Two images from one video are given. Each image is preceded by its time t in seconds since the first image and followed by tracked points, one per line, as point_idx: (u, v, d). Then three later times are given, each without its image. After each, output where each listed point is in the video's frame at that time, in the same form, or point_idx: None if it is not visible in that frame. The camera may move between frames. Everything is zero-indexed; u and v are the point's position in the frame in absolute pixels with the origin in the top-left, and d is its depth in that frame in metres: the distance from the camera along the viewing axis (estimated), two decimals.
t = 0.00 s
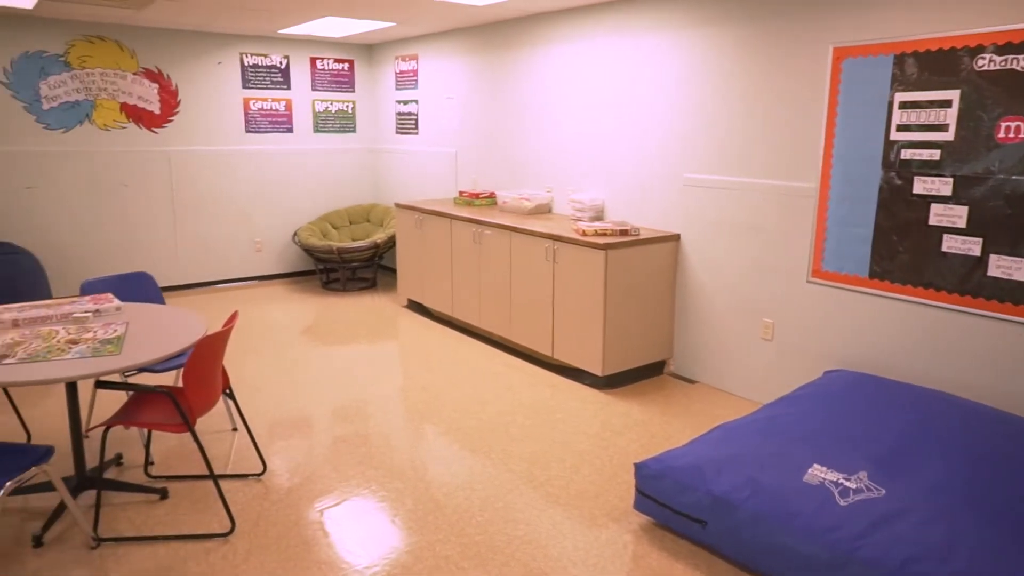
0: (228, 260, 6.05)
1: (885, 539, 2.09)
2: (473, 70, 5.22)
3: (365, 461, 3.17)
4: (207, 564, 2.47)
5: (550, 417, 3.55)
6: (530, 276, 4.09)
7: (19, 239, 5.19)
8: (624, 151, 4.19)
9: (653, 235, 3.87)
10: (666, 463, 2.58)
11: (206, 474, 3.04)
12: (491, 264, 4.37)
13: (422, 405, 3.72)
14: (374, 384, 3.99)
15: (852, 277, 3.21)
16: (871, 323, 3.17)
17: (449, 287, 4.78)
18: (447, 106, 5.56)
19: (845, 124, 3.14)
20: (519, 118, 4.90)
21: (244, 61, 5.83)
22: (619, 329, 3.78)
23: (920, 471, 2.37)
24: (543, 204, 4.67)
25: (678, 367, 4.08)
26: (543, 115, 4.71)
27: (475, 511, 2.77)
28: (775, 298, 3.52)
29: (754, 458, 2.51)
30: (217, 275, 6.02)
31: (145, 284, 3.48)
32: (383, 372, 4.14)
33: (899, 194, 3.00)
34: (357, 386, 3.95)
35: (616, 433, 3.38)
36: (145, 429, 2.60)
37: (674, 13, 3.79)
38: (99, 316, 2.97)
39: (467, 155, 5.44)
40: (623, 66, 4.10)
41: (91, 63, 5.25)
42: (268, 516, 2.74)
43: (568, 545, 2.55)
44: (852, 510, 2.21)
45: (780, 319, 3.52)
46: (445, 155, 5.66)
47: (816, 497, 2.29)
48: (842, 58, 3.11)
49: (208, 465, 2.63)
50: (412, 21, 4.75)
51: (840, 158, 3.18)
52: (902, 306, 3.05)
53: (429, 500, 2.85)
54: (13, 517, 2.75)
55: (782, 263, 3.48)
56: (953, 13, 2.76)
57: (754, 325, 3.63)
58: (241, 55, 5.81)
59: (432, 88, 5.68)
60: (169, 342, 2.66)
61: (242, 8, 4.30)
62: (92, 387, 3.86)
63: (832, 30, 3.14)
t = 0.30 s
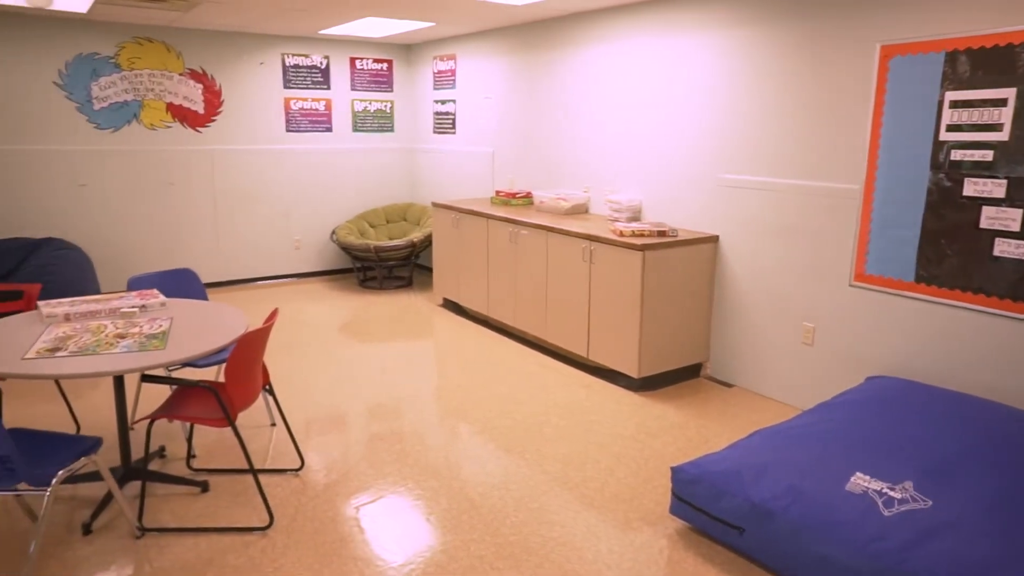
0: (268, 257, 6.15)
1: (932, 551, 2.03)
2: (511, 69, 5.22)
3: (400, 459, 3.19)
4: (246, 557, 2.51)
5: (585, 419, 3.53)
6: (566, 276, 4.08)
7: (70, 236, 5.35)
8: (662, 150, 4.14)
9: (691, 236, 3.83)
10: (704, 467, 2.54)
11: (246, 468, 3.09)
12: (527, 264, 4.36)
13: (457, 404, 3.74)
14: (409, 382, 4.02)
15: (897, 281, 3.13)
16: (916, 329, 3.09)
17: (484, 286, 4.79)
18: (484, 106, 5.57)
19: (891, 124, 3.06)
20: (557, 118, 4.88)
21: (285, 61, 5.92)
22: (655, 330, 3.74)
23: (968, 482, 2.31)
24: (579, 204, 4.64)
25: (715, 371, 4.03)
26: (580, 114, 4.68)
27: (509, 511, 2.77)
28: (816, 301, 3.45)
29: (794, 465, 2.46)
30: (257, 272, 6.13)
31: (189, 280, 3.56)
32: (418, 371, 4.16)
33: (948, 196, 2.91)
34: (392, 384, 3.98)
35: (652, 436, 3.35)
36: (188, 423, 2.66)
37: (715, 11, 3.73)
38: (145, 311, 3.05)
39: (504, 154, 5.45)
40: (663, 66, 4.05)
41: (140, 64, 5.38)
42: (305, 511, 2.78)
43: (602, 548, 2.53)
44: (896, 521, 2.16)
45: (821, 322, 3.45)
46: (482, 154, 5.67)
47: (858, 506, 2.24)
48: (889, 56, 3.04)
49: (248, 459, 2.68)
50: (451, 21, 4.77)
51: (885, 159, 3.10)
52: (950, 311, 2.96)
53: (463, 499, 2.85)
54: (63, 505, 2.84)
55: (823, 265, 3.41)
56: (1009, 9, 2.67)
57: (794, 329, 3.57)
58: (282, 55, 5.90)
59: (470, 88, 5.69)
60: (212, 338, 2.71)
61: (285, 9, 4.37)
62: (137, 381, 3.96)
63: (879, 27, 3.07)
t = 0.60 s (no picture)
0: (309, 255, 6.24)
1: (985, 568, 1.96)
2: (551, 68, 5.20)
3: (437, 457, 3.21)
4: (287, 551, 2.55)
5: (622, 421, 3.51)
6: (604, 277, 4.05)
7: (120, 232, 5.51)
8: (703, 150, 4.09)
9: (732, 237, 3.77)
10: (744, 473, 2.50)
11: (286, 463, 3.15)
12: (564, 264, 4.35)
13: (493, 403, 3.75)
14: (446, 381, 4.04)
15: (947, 285, 3.03)
16: (967, 335, 2.99)
17: (521, 286, 4.79)
18: (523, 105, 5.56)
19: (944, 123, 2.97)
20: (596, 117, 4.85)
21: (327, 61, 6.00)
22: (694, 333, 3.70)
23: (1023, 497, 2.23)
24: (618, 205, 4.61)
25: (755, 374, 3.96)
26: (620, 114, 4.65)
27: (545, 512, 2.77)
28: (861, 305, 3.37)
29: (838, 474, 2.41)
30: (298, 270, 6.23)
31: (233, 277, 3.63)
32: (455, 370, 4.19)
33: (1003, 198, 2.81)
34: (429, 383, 4.01)
35: (689, 439, 3.31)
36: (231, 417, 2.71)
37: (760, 9, 3.66)
38: (190, 307, 3.12)
39: (543, 154, 5.44)
40: (705, 64, 4.00)
41: (188, 65, 5.51)
42: (343, 507, 2.82)
43: (639, 552, 2.51)
44: (947, 535, 2.09)
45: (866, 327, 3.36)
46: (520, 154, 5.67)
47: (906, 517, 2.18)
48: (942, 52, 2.94)
49: (289, 454, 2.72)
50: (492, 21, 4.78)
51: (937, 160, 3.01)
52: (1004, 318, 2.86)
53: (499, 499, 2.86)
54: (113, 494, 2.93)
55: (869, 268, 3.32)
56: None
57: (838, 333, 3.49)
58: (325, 55, 5.98)
59: (509, 87, 5.70)
60: (254, 334, 2.76)
61: (329, 10, 4.42)
62: (183, 375, 4.06)
63: (932, 23, 2.98)
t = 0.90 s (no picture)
0: (351, 252, 6.32)
1: None
2: (593, 67, 5.17)
3: (476, 457, 3.22)
4: (328, 546, 2.59)
5: (662, 424, 3.48)
6: (645, 278, 4.02)
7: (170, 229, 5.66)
8: (749, 150, 4.01)
9: (777, 239, 3.70)
10: (789, 481, 2.45)
11: (328, 459, 3.19)
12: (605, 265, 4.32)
13: (532, 404, 3.75)
14: (485, 380, 4.05)
15: (1005, 291, 2.93)
16: None
17: (561, 286, 4.78)
18: (565, 104, 5.54)
19: (1005, 122, 2.86)
20: (639, 116, 4.81)
21: (371, 61, 6.06)
22: (737, 336, 3.64)
23: None
24: (660, 205, 4.56)
25: (799, 379, 3.88)
26: (664, 113, 4.59)
27: (583, 515, 2.75)
28: (912, 310, 3.27)
29: (888, 484, 2.35)
30: (340, 267, 6.31)
31: (278, 274, 3.70)
32: (494, 369, 4.19)
33: None
34: (468, 382, 4.03)
35: (731, 445, 3.26)
36: (275, 412, 2.76)
37: (810, 5, 3.58)
38: (237, 303, 3.19)
39: (584, 154, 5.41)
40: (752, 63, 3.92)
41: (237, 66, 5.62)
42: (383, 504, 2.85)
43: (679, 558, 2.49)
44: (1006, 552, 2.03)
45: (917, 333, 3.27)
46: (561, 153, 5.65)
47: (961, 532, 2.11)
48: (1005, 47, 2.83)
49: (330, 451, 2.76)
50: (535, 19, 4.77)
51: (997, 160, 2.91)
52: None
53: (538, 500, 2.86)
54: (162, 485, 3.02)
55: (922, 272, 3.22)
56: None
57: (887, 339, 3.39)
58: (369, 55, 6.04)
59: (551, 86, 5.68)
60: (299, 331, 2.81)
61: (374, 9, 4.46)
62: (229, 370, 4.15)
63: (994, 18, 2.87)
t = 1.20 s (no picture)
0: (395, 251, 6.38)
1: None
2: (639, 66, 5.12)
3: (517, 458, 3.22)
4: (370, 543, 2.62)
5: (706, 429, 3.42)
6: (690, 280, 3.96)
7: (219, 226, 5.79)
8: (798, 150, 3.92)
9: (828, 241, 3.61)
10: (839, 491, 2.39)
11: (370, 456, 3.23)
12: (649, 266, 4.27)
13: (574, 405, 3.73)
14: (526, 381, 4.04)
15: None
16: None
17: (604, 287, 4.74)
18: (610, 103, 5.50)
19: None
20: (686, 115, 4.74)
21: (417, 61, 6.10)
22: (785, 340, 3.56)
23: None
24: (705, 205, 4.49)
25: (849, 386, 3.78)
26: (711, 111, 4.52)
27: (626, 519, 2.73)
28: (971, 315, 3.16)
29: (944, 498, 2.27)
30: (384, 266, 6.37)
31: (324, 272, 3.75)
32: (535, 370, 4.19)
33: None
34: (510, 382, 4.02)
35: (778, 452, 3.19)
36: (321, 409, 2.80)
37: None
38: (285, 300, 3.25)
39: (628, 153, 5.36)
40: (804, 61, 3.83)
41: (286, 66, 5.72)
42: (424, 503, 2.87)
43: (723, 566, 2.44)
44: None
45: (976, 340, 3.15)
46: (605, 152, 5.61)
47: None
48: None
49: (374, 448, 2.79)
50: (581, 18, 4.75)
51: None
52: None
53: (579, 503, 2.84)
54: (210, 477, 3.09)
55: (982, 276, 3.10)
56: None
57: (944, 345, 3.28)
58: (414, 55, 6.08)
59: (596, 84, 5.64)
60: (345, 329, 2.84)
61: (421, 9, 4.48)
62: (275, 366, 4.22)
63: None
